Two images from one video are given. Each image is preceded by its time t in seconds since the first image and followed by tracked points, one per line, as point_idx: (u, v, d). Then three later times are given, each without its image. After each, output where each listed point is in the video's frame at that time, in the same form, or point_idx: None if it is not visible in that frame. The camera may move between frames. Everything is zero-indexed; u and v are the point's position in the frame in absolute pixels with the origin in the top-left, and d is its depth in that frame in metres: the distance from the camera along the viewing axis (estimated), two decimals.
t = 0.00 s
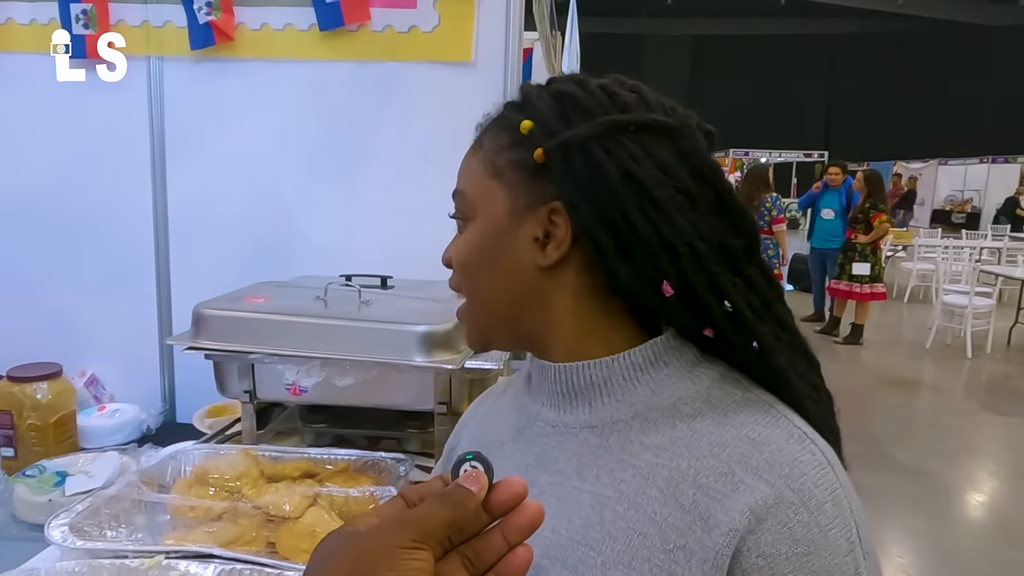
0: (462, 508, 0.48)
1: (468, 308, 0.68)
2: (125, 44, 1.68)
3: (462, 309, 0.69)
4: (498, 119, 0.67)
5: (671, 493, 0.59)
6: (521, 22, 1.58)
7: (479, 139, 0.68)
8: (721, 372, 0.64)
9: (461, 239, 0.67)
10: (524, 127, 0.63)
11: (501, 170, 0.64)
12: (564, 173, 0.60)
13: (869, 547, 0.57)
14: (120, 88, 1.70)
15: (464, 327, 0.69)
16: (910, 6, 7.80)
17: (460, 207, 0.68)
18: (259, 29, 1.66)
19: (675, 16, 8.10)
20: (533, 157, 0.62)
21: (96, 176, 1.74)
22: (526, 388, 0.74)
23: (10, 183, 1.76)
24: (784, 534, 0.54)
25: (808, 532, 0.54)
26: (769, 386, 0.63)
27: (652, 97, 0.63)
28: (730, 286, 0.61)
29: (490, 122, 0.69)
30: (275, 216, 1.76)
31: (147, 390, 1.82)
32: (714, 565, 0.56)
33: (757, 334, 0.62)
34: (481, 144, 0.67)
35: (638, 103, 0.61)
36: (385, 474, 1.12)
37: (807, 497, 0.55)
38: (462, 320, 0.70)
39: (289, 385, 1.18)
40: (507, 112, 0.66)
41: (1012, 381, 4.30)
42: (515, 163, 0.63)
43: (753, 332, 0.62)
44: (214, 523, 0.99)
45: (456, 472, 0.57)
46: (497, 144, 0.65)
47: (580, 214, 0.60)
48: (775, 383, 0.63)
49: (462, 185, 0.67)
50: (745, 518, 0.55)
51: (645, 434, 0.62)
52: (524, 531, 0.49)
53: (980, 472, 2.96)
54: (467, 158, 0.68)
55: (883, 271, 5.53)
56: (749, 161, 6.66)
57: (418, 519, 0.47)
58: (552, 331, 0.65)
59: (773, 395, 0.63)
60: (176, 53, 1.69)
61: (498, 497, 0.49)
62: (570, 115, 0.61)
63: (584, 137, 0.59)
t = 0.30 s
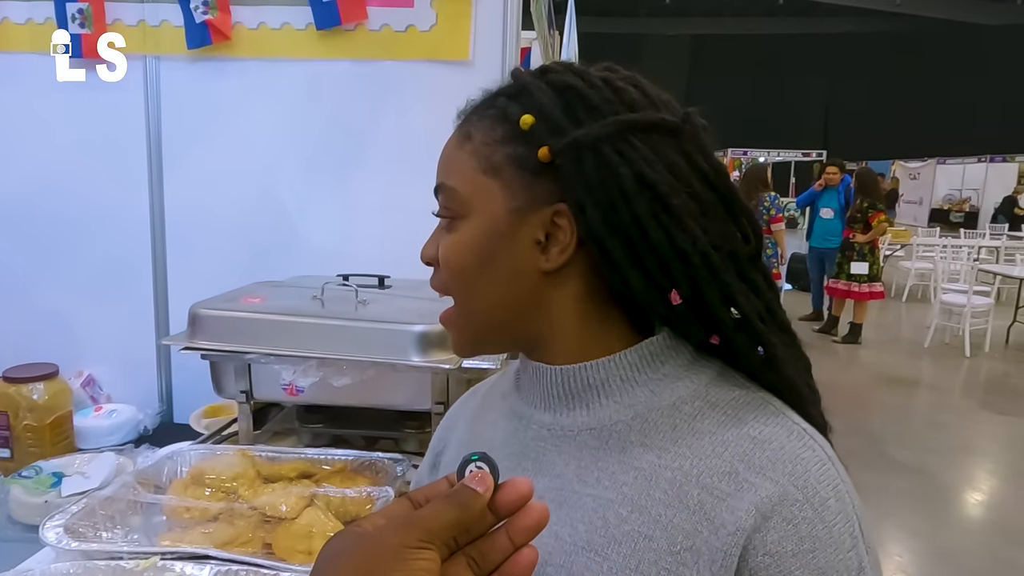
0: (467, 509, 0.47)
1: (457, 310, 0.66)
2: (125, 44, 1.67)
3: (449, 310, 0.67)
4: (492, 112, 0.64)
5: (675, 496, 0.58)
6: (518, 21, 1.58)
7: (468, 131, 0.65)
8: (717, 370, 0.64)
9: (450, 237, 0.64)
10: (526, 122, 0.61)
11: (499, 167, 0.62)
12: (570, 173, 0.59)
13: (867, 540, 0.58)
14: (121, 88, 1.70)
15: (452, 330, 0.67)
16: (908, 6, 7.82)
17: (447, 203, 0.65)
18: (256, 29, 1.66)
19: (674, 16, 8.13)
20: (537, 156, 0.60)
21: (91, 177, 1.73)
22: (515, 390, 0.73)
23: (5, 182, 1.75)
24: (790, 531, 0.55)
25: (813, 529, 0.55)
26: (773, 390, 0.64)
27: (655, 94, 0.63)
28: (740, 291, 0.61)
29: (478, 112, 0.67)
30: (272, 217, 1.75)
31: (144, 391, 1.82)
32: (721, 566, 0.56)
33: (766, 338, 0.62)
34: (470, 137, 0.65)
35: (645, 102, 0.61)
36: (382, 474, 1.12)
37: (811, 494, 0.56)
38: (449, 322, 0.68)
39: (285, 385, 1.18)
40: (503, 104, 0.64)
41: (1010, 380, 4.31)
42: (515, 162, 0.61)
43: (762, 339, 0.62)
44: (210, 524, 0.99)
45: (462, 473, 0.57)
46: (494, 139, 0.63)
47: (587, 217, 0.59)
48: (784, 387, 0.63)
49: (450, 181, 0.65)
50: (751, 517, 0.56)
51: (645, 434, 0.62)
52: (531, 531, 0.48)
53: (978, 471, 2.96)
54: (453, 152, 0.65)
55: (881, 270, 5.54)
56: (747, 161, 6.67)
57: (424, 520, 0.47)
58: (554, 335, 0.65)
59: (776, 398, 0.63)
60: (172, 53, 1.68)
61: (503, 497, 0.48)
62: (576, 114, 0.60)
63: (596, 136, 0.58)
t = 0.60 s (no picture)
0: (471, 505, 0.47)
1: (484, 320, 0.60)
2: (126, 44, 1.66)
3: (470, 323, 0.61)
4: (526, 102, 0.60)
5: (668, 478, 0.59)
6: (512, 19, 1.58)
7: (490, 123, 0.60)
8: (708, 359, 0.64)
9: (479, 243, 0.58)
10: (573, 117, 0.58)
11: (540, 165, 0.58)
12: (625, 174, 0.59)
13: (855, 509, 0.57)
14: (122, 89, 1.69)
15: (473, 341, 0.62)
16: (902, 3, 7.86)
17: (470, 206, 0.58)
18: (249, 26, 1.65)
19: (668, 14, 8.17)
20: (589, 155, 0.58)
21: (84, 177, 1.72)
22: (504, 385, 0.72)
23: None
24: (777, 501, 0.55)
25: (799, 495, 0.55)
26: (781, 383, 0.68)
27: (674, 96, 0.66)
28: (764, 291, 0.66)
29: (493, 101, 0.61)
30: (267, 216, 1.75)
31: (139, 391, 1.81)
32: (712, 541, 0.57)
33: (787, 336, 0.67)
34: (493, 131, 0.59)
35: (672, 100, 0.64)
36: (377, 472, 1.12)
37: (799, 462, 0.56)
38: (465, 333, 0.62)
39: (280, 384, 1.17)
40: (538, 95, 0.60)
41: (1004, 376, 4.33)
42: (560, 158, 0.58)
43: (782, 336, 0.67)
44: (205, 523, 0.99)
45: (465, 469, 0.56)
46: (533, 132, 0.59)
47: (634, 219, 0.59)
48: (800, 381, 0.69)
49: (475, 179, 0.58)
50: (740, 488, 0.56)
51: (638, 421, 0.62)
52: (534, 526, 0.48)
53: (973, 466, 2.97)
54: (471, 147, 0.59)
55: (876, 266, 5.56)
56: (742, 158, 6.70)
57: (428, 515, 0.46)
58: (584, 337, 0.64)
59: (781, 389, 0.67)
60: (166, 51, 1.67)
61: (507, 493, 0.47)
62: (626, 113, 0.60)
63: (650, 138, 0.60)
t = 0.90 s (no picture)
0: (472, 491, 0.46)
1: (534, 315, 0.60)
2: (126, 44, 1.66)
3: (517, 314, 0.60)
4: (610, 103, 0.60)
5: (663, 462, 0.59)
6: (509, 18, 1.58)
7: (571, 116, 0.59)
8: (713, 354, 0.66)
9: (549, 236, 0.57)
10: (659, 127, 0.60)
11: (615, 167, 0.59)
12: (695, 190, 0.63)
13: (847, 502, 0.55)
14: (122, 89, 1.68)
15: (515, 332, 0.61)
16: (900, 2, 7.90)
17: (540, 198, 0.57)
18: (246, 25, 1.65)
19: (665, 12, 8.20)
20: (665, 166, 0.61)
21: (80, 176, 1.72)
22: (513, 380, 0.74)
23: None
24: (764, 485, 0.54)
25: (786, 479, 0.54)
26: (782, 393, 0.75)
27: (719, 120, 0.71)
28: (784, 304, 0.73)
29: (571, 94, 0.60)
30: (265, 216, 1.75)
31: (136, 391, 1.81)
32: (697, 523, 0.56)
33: (797, 346, 0.75)
34: (576, 126, 0.58)
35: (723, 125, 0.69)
36: (375, 470, 1.12)
37: (791, 449, 0.55)
38: (506, 324, 0.61)
39: (277, 382, 1.17)
40: (623, 97, 0.60)
41: (1001, 373, 4.34)
42: (636, 165, 0.60)
43: (794, 346, 0.74)
44: (203, 522, 0.99)
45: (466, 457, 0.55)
46: (618, 135, 0.59)
47: (686, 232, 0.64)
48: (805, 388, 0.76)
49: (551, 171, 0.57)
50: (729, 471, 0.56)
51: (641, 413, 0.63)
52: (534, 514, 0.48)
53: (971, 464, 2.98)
54: (558, 137, 0.58)
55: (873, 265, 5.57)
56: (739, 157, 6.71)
57: (431, 501, 0.46)
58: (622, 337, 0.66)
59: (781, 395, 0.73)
60: (163, 51, 1.67)
61: (507, 481, 0.48)
62: (698, 135, 0.64)
63: (716, 160, 0.65)
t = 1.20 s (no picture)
0: (475, 483, 0.46)
1: (553, 299, 0.59)
2: (124, 43, 1.66)
3: (537, 299, 0.59)
4: (627, 98, 0.63)
5: (654, 459, 0.59)
6: (505, 18, 1.58)
7: (594, 107, 0.61)
8: (705, 350, 0.65)
9: (576, 222, 0.58)
10: (670, 124, 0.64)
11: (631, 160, 0.61)
12: (696, 186, 0.67)
13: (840, 497, 0.55)
14: (121, 89, 1.68)
15: (534, 318, 0.60)
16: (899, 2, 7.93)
17: (570, 183, 0.58)
18: (243, 24, 1.65)
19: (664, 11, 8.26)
20: (672, 162, 0.65)
21: (78, 175, 1.72)
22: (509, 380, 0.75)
23: None
24: (754, 482, 0.54)
25: (776, 477, 0.54)
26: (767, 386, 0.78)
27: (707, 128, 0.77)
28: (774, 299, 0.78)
29: (591, 87, 0.62)
30: (262, 214, 1.75)
31: (134, 390, 1.81)
32: (688, 522, 0.55)
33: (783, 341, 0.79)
34: (600, 117, 0.60)
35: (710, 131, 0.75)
36: (371, 468, 1.12)
37: (781, 446, 0.54)
38: (525, 310, 0.60)
39: (273, 381, 1.17)
40: (638, 93, 0.64)
41: (1000, 372, 4.34)
42: (649, 158, 0.63)
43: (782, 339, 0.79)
44: (198, 520, 0.99)
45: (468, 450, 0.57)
46: (634, 129, 0.62)
47: (690, 226, 0.67)
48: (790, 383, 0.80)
49: (580, 158, 0.58)
50: (719, 469, 0.55)
51: (633, 410, 0.63)
52: (537, 505, 0.49)
53: (970, 463, 2.97)
54: (587, 125, 0.60)
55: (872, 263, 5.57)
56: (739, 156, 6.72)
57: (435, 491, 0.45)
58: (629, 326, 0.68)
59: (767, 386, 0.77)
60: (160, 50, 1.67)
61: (510, 472, 0.48)
62: (698, 138, 0.69)
63: (711, 161, 0.70)
